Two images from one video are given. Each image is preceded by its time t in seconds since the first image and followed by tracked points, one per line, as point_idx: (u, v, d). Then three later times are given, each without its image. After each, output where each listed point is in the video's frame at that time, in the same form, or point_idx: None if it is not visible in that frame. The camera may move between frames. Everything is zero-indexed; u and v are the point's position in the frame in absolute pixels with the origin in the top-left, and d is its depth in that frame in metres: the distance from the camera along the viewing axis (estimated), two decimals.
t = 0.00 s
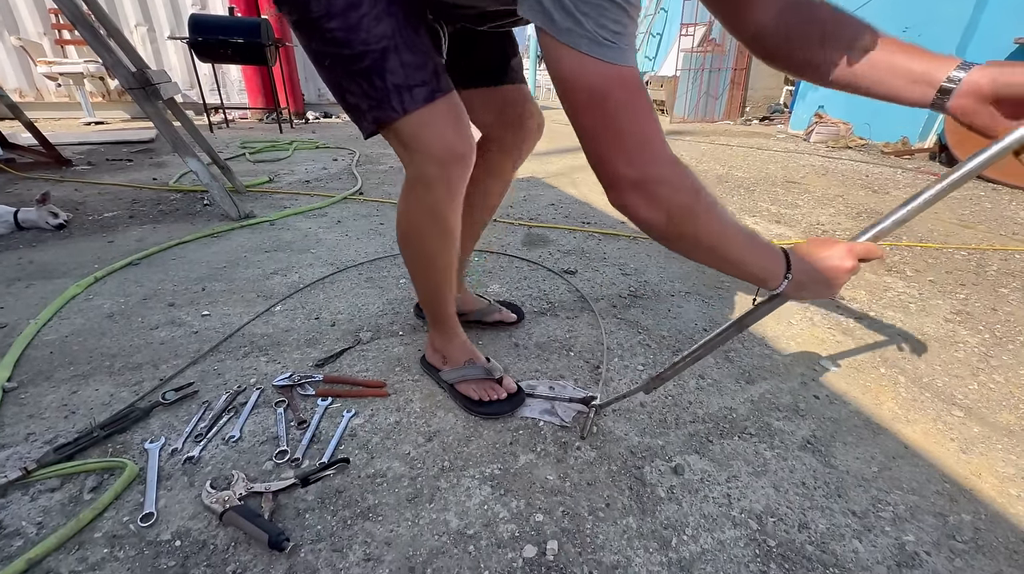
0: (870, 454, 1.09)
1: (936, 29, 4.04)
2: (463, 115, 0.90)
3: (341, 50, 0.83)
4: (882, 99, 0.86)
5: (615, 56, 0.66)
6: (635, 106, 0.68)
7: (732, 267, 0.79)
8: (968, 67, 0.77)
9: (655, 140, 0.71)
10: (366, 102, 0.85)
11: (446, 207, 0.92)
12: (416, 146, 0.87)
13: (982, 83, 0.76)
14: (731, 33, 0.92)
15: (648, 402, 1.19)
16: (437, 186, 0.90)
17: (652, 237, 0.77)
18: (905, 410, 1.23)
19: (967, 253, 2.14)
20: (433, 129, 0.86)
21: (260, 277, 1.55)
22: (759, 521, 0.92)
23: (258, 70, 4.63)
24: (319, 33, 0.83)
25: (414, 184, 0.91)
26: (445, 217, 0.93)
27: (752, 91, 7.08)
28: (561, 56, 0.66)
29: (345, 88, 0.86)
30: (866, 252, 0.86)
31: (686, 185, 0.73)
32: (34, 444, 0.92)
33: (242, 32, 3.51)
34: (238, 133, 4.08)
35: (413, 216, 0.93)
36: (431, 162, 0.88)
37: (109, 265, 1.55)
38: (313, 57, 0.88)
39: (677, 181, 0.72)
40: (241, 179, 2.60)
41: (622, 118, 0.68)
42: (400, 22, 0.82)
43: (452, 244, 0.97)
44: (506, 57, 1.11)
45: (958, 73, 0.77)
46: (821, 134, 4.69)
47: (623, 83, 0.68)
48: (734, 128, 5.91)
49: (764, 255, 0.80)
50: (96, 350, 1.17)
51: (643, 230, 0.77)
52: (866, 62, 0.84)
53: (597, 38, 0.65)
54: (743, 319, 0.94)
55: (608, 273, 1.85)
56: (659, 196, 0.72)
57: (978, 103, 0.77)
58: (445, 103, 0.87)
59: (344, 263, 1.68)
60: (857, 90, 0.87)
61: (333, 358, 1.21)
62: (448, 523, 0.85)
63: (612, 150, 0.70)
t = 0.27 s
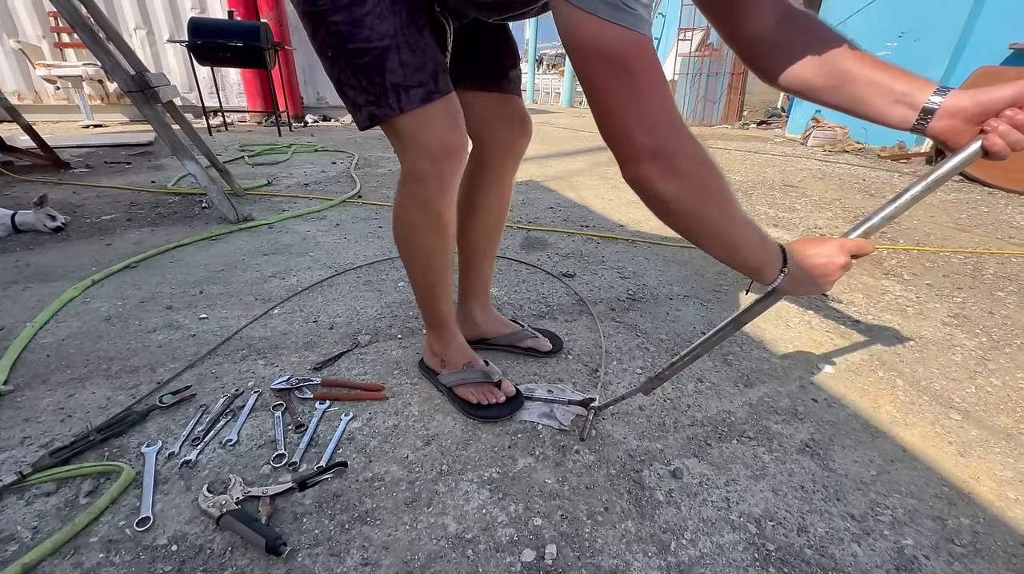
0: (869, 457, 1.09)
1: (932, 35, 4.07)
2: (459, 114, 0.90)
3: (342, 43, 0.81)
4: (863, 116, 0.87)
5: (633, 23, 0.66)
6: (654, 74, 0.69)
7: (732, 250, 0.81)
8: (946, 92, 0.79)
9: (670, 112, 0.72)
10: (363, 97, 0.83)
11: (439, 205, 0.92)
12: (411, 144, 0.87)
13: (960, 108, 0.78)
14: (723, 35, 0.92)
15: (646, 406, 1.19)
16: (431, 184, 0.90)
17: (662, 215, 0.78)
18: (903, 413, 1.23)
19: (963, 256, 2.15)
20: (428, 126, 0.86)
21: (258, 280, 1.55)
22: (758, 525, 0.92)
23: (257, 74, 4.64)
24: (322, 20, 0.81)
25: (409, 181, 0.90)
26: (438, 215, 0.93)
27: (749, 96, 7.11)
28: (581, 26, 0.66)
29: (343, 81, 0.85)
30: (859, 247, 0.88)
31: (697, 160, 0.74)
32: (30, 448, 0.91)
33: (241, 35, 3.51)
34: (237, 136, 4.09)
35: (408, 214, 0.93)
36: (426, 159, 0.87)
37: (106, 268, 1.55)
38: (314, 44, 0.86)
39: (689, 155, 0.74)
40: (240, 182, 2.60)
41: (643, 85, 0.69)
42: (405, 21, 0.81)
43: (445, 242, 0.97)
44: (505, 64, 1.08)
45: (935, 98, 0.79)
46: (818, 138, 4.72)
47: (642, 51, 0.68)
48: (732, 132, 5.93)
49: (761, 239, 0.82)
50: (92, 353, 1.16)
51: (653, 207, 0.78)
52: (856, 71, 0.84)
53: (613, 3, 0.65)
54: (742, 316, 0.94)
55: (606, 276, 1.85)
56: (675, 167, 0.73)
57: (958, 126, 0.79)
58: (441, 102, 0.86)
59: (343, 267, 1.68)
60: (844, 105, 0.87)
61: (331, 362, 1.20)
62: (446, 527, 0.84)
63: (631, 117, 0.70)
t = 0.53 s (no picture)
0: (862, 461, 1.10)
1: (924, 41, 4.12)
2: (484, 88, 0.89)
3: (365, 22, 0.83)
4: (856, 121, 0.87)
5: None
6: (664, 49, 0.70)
7: (723, 240, 0.81)
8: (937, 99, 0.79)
9: (678, 90, 0.73)
10: (387, 72, 0.84)
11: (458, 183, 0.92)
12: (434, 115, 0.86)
13: (951, 116, 0.77)
14: (725, 30, 0.95)
15: (641, 410, 1.19)
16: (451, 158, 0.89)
17: (664, 196, 0.78)
18: (897, 417, 1.24)
19: (957, 261, 2.16)
20: (452, 97, 0.85)
21: (255, 285, 1.55)
22: (752, 529, 0.92)
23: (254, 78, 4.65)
24: (346, 7, 0.84)
25: (430, 153, 0.90)
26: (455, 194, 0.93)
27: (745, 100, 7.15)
28: None
29: (369, 63, 0.86)
30: (849, 253, 0.91)
31: (702, 140, 0.75)
32: (25, 454, 0.91)
33: (239, 40, 3.52)
34: (234, 140, 4.09)
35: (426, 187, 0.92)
36: (449, 130, 0.87)
37: (103, 273, 1.55)
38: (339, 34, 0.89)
39: (695, 133, 0.74)
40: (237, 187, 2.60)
41: (651, 57, 0.70)
42: None
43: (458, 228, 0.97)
44: (513, 76, 1.11)
45: (925, 106, 0.79)
46: (813, 143, 4.75)
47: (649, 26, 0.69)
48: (727, 137, 5.97)
49: (754, 232, 0.83)
50: (88, 359, 1.16)
51: (656, 187, 0.78)
52: (848, 75, 0.84)
53: None
54: (737, 322, 0.95)
55: (602, 281, 1.86)
56: (681, 145, 0.74)
57: (949, 134, 0.79)
58: (465, 73, 0.85)
59: (340, 271, 1.69)
60: (836, 109, 0.88)
61: (328, 367, 1.21)
62: (442, 533, 0.85)
63: (640, 89, 0.71)
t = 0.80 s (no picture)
0: (860, 463, 1.10)
1: (919, 44, 4.15)
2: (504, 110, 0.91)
3: (390, 41, 0.81)
4: (852, 124, 0.88)
5: None
6: (664, 47, 0.71)
7: (723, 242, 0.82)
8: (932, 102, 0.79)
9: (681, 89, 0.74)
10: (411, 94, 0.84)
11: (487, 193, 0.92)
12: (456, 133, 0.86)
13: (947, 118, 0.78)
14: (723, 30, 0.95)
15: (639, 412, 1.19)
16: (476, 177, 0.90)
17: (667, 196, 0.79)
18: (894, 418, 1.24)
19: (952, 262, 2.18)
20: (475, 119, 0.86)
21: (252, 288, 1.55)
22: (750, 531, 0.92)
23: (252, 81, 4.66)
24: (366, 20, 0.81)
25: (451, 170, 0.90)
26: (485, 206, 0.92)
27: (741, 103, 7.18)
28: None
29: (388, 80, 0.85)
30: (848, 256, 0.92)
31: (705, 139, 0.76)
32: (20, 458, 0.90)
33: (237, 43, 3.52)
34: (231, 143, 4.08)
35: (447, 203, 0.91)
36: (469, 147, 0.87)
37: (99, 276, 1.54)
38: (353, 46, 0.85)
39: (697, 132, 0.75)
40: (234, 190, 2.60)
41: (651, 57, 0.70)
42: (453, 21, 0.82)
43: (490, 240, 0.96)
44: (519, 81, 1.13)
45: (921, 108, 0.80)
46: (809, 146, 4.77)
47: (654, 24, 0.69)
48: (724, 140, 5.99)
49: (751, 233, 0.84)
50: (85, 362, 1.16)
51: (658, 186, 0.79)
52: (842, 78, 0.86)
53: None
54: (733, 326, 0.96)
55: (600, 283, 1.86)
56: (683, 142, 0.75)
57: (945, 137, 0.79)
58: (488, 100, 0.87)
59: (338, 274, 1.69)
60: (833, 113, 0.89)
61: (326, 370, 1.21)
62: (440, 536, 0.85)
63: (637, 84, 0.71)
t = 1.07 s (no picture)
0: (858, 463, 1.10)
1: (912, 46, 4.17)
2: (503, 119, 0.91)
3: (389, 52, 0.79)
4: (844, 132, 0.87)
5: None
6: (677, 51, 0.71)
7: (725, 240, 0.82)
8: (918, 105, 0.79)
9: (691, 90, 0.73)
10: (409, 107, 0.83)
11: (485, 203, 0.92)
12: (457, 143, 0.86)
13: (934, 121, 0.78)
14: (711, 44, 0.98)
15: (638, 414, 1.19)
16: (476, 187, 0.90)
17: (673, 197, 0.79)
18: (891, 418, 1.24)
19: (948, 263, 2.18)
20: (474, 130, 0.86)
21: (249, 291, 1.55)
22: (750, 532, 0.92)
23: (249, 85, 4.65)
24: (365, 28, 0.79)
25: (451, 179, 0.89)
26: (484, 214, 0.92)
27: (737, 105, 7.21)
28: None
29: (385, 91, 0.83)
30: (839, 256, 0.93)
31: (711, 140, 0.76)
32: (15, 463, 0.90)
33: (234, 46, 3.52)
34: (228, 147, 4.08)
35: (448, 213, 0.91)
36: (470, 158, 0.87)
37: (95, 280, 1.54)
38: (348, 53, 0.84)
39: (704, 132, 0.75)
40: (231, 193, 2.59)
41: (662, 62, 0.70)
42: (454, 37, 0.81)
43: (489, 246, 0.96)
44: (515, 83, 1.13)
45: (907, 112, 0.80)
46: (805, 147, 4.79)
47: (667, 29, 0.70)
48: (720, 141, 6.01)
49: (751, 230, 0.84)
50: (80, 366, 1.15)
51: (665, 188, 0.79)
52: (833, 84, 0.86)
53: None
54: (731, 325, 0.96)
55: (598, 285, 1.86)
56: (691, 144, 0.75)
57: (934, 140, 0.79)
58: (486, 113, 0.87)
59: (335, 277, 1.68)
60: (821, 119, 0.88)
61: (323, 373, 1.20)
62: (439, 539, 0.84)
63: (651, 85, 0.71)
